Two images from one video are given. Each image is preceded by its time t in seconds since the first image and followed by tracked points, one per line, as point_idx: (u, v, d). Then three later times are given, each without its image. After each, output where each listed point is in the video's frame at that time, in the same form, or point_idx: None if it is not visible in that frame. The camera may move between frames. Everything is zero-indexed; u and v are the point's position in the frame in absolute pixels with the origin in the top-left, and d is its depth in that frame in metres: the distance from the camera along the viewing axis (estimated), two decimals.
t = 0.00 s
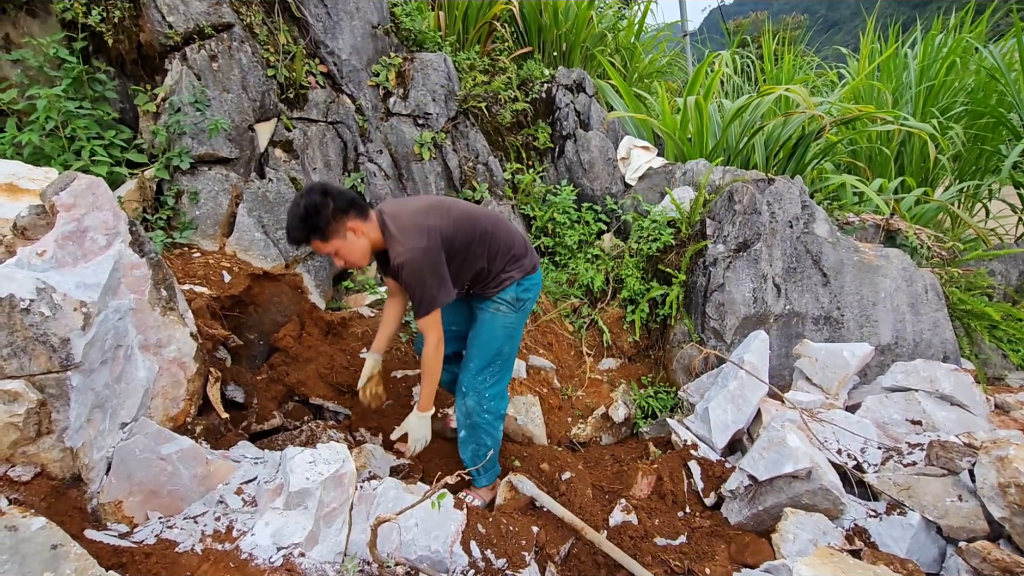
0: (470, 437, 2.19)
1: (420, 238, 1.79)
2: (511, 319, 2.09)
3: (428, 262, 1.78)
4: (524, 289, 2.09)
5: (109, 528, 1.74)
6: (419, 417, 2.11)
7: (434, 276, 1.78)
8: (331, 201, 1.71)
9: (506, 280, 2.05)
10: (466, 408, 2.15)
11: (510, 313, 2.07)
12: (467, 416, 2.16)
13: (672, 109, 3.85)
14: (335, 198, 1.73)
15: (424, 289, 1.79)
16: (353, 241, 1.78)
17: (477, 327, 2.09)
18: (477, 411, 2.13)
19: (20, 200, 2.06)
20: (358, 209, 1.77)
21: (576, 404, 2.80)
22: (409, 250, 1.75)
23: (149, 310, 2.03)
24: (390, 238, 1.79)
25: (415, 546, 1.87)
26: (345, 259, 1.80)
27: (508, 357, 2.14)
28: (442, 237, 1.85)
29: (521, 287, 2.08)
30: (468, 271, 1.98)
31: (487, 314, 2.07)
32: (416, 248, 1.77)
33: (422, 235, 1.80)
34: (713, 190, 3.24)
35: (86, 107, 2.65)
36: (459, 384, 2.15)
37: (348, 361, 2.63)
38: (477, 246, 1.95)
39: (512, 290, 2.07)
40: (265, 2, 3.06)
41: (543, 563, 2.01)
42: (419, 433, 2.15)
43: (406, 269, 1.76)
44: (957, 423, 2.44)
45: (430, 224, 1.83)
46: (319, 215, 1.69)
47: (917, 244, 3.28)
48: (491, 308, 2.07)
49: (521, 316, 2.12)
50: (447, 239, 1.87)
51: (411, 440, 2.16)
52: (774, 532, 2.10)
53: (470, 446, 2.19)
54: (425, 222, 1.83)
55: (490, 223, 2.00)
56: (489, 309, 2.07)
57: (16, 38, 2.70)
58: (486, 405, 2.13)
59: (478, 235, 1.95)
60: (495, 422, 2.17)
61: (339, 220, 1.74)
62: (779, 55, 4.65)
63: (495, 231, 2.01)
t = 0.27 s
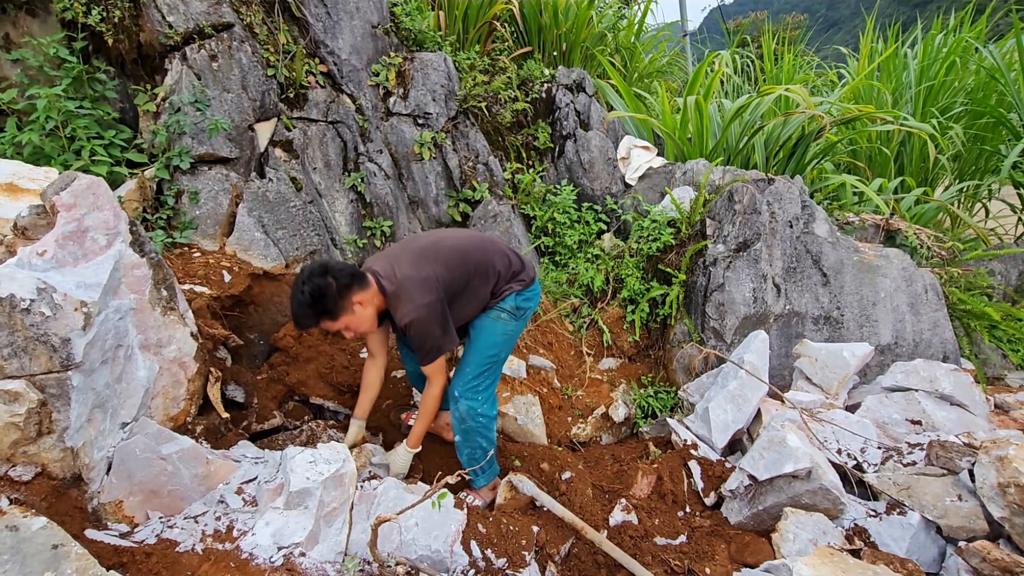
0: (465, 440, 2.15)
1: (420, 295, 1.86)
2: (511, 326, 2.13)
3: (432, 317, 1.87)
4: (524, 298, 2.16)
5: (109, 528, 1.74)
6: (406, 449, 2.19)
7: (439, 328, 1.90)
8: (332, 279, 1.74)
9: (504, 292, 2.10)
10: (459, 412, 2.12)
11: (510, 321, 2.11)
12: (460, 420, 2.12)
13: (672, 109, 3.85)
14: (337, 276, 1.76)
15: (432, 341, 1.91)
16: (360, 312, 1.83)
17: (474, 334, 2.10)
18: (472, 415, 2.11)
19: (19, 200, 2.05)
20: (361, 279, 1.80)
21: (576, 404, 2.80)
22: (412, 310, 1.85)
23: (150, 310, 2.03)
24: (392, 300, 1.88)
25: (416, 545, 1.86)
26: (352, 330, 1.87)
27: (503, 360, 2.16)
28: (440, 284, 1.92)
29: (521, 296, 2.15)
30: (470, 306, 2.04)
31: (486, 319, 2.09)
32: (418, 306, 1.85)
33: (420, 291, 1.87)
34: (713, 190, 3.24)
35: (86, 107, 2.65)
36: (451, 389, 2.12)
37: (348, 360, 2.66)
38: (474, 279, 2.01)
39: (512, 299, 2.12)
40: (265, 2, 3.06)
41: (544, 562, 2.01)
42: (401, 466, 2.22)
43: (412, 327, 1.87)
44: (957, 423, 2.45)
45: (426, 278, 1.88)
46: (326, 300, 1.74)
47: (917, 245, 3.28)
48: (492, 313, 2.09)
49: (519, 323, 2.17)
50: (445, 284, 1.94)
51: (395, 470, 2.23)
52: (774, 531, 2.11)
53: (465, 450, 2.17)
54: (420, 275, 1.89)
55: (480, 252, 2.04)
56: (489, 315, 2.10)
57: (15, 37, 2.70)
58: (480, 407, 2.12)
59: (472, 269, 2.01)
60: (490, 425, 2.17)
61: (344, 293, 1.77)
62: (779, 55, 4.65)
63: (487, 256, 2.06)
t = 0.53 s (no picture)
0: (456, 440, 2.15)
1: (425, 316, 1.90)
2: (507, 334, 2.18)
3: (437, 336, 1.91)
4: (519, 309, 2.22)
5: (107, 527, 1.74)
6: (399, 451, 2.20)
7: (444, 346, 1.94)
8: (336, 311, 1.78)
9: (501, 302, 2.17)
10: (447, 412, 2.11)
11: (507, 329, 2.16)
12: (450, 420, 2.11)
13: (670, 108, 3.85)
14: (339, 302, 1.80)
15: (438, 360, 1.94)
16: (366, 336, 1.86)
17: (471, 337, 2.12)
18: (460, 415, 2.10)
19: (17, 198, 2.05)
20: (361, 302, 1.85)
21: (575, 402, 2.79)
22: (418, 330, 1.88)
23: (148, 309, 2.03)
24: (396, 323, 1.91)
25: (415, 544, 1.87)
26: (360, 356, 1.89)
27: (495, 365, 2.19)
28: (442, 304, 1.96)
29: (517, 307, 2.21)
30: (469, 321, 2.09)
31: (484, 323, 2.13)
32: (424, 327, 1.89)
33: (425, 311, 1.90)
34: (712, 189, 3.24)
35: (84, 106, 2.64)
36: (441, 389, 2.11)
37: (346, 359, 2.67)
38: (473, 296, 2.07)
39: (509, 309, 2.18)
40: (263, 1, 3.06)
41: (543, 561, 2.02)
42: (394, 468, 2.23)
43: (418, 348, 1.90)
44: (954, 422, 2.46)
45: (428, 299, 1.92)
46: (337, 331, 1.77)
47: (915, 244, 3.28)
48: (490, 319, 2.14)
49: (514, 333, 2.22)
50: (446, 303, 1.98)
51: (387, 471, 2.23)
52: (772, 530, 2.11)
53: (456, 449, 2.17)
54: (422, 296, 1.92)
55: (476, 271, 2.09)
56: (488, 320, 2.14)
57: (12, 36, 2.69)
58: (469, 407, 2.11)
59: (470, 287, 2.06)
60: (480, 424, 2.16)
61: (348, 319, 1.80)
62: (777, 54, 4.66)
63: (482, 274, 2.11)
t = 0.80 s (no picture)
0: (456, 432, 2.15)
1: (437, 308, 1.89)
2: (505, 326, 2.17)
3: (449, 327, 1.91)
4: (517, 301, 2.22)
5: (102, 527, 1.73)
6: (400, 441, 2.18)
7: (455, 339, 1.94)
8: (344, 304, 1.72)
9: (500, 293, 2.17)
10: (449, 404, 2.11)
11: (505, 321, 2.16)
12: (452, 412, 2.11)
13: (668, 107, 3.85)
14: (352, 293, 1.76)
15: (447, 351, 1.95)
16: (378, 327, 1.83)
17: (472, 331, 2.11)
18: (462, 406, 2.10)
19: (11, 196, 2.04)
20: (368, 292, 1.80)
21: (573, 401, 2.79)
22: (433, 322, 1.87)
23: (143, 307, 2.02)
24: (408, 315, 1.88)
25: (411, 544, 1.86)
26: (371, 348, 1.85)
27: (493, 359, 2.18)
28: (451, 296, 1.96)
29: (516, 299, 2.21)
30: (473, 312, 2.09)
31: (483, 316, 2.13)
32: (437, 319, 1.88)
33: (437, 303, 1.90)
34: (709, 188, 3.24)
35: (79, 104, 2.63)
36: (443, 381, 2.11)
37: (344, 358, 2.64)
38: (477, 288, 2.07)
39: (507, 302, 2.18)
40: None
41: (540, 561, 2.01)
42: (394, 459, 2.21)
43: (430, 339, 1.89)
44: (949, 420, 2.47)
45: (440, 291, 1.91)
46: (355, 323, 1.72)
47: (912, 242, 3.28)
48: (489, 312, 2.14)
49: (513, 325, 2.22)
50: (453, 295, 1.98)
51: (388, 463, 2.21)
52: (770, 528, 2.11)
53: (456, 442, 2.17)
54: (432, 288, 1.91)
55: (479, 263, 2.10)
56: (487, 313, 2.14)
57: (6, 33, 2.68)
58: (471, 400, 2.11)
59: (475, 279, 2.06)
60: (481, 417, 2.16)
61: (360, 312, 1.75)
62: (775, 53, 4.66)
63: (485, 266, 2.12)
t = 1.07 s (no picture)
0: (471, 425, 2.15)
1: (453, 257, 1.85)
2: (505, 308, 2.14)
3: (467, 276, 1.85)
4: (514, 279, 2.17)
5: (94, 528, 1.72)
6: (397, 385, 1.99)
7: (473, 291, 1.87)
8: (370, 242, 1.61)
9: (501, 270, 2.11)
10: (466, 395, 2.11)
11: (506, 302, 2.12)
12: (468, 403, 2.12)
13: (664, 106, 3.85)
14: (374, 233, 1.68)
15: (467, 303, 1.86)
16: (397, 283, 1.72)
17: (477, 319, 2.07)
18: (480, 396, 2.11)
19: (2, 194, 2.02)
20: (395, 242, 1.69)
21: (569, 400, 2.79)
22: (451, 268, 1.81)
23: (136, 306, 2.01)
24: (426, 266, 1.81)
25: (407, 543, 1.86)
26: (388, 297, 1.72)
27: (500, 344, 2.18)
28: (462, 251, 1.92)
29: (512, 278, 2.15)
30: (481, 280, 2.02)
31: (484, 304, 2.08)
32: (455, 266, 1.83)
33: (453, 252, 1.86)
34: (706, 187, 3.24)
35: (72, 101, 2.62)
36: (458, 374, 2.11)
37: (339, 358, 2.60)
38: (485, 253, 2.04)
39: (504, 282, 2.12)
40: None
41: (536, 560, 2.01)
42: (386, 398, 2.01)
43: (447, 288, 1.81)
44: (945, 419, 2.47)
45: (454, 243, 1.89)
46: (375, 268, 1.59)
47: (907, 242, 3.29)
48: (488, 297, 2.09)
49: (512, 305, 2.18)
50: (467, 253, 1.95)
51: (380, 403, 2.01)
52: (766, 527, 2.11)
53: (472, 435, 2.17)
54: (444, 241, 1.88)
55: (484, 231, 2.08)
56: (485, 299, 2.08)
57: None
58: (487, 388, 2.12)
59: (483, 243, 2.04)
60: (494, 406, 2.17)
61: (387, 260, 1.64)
62: (771, 52, 4.66)
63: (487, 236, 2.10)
